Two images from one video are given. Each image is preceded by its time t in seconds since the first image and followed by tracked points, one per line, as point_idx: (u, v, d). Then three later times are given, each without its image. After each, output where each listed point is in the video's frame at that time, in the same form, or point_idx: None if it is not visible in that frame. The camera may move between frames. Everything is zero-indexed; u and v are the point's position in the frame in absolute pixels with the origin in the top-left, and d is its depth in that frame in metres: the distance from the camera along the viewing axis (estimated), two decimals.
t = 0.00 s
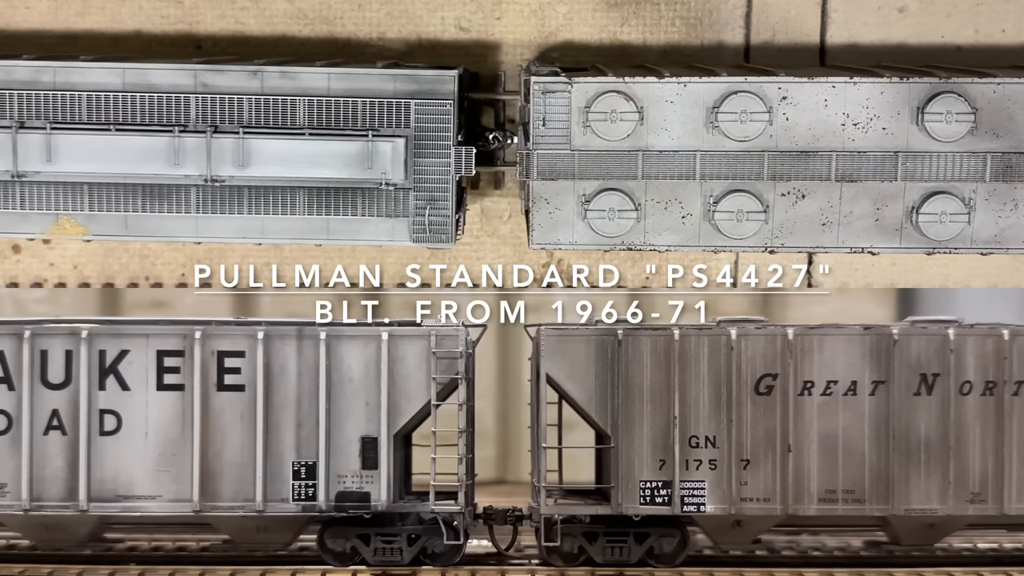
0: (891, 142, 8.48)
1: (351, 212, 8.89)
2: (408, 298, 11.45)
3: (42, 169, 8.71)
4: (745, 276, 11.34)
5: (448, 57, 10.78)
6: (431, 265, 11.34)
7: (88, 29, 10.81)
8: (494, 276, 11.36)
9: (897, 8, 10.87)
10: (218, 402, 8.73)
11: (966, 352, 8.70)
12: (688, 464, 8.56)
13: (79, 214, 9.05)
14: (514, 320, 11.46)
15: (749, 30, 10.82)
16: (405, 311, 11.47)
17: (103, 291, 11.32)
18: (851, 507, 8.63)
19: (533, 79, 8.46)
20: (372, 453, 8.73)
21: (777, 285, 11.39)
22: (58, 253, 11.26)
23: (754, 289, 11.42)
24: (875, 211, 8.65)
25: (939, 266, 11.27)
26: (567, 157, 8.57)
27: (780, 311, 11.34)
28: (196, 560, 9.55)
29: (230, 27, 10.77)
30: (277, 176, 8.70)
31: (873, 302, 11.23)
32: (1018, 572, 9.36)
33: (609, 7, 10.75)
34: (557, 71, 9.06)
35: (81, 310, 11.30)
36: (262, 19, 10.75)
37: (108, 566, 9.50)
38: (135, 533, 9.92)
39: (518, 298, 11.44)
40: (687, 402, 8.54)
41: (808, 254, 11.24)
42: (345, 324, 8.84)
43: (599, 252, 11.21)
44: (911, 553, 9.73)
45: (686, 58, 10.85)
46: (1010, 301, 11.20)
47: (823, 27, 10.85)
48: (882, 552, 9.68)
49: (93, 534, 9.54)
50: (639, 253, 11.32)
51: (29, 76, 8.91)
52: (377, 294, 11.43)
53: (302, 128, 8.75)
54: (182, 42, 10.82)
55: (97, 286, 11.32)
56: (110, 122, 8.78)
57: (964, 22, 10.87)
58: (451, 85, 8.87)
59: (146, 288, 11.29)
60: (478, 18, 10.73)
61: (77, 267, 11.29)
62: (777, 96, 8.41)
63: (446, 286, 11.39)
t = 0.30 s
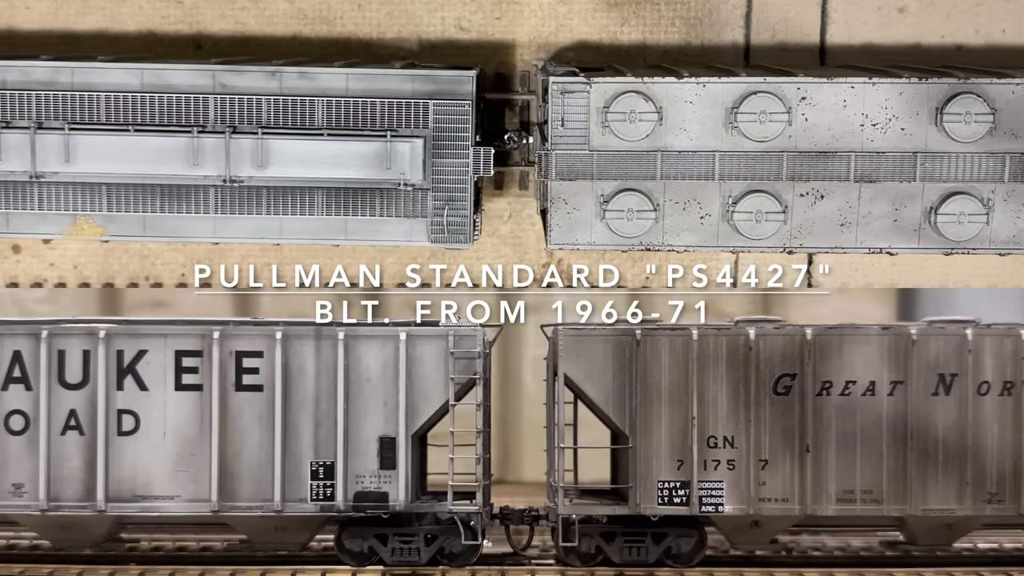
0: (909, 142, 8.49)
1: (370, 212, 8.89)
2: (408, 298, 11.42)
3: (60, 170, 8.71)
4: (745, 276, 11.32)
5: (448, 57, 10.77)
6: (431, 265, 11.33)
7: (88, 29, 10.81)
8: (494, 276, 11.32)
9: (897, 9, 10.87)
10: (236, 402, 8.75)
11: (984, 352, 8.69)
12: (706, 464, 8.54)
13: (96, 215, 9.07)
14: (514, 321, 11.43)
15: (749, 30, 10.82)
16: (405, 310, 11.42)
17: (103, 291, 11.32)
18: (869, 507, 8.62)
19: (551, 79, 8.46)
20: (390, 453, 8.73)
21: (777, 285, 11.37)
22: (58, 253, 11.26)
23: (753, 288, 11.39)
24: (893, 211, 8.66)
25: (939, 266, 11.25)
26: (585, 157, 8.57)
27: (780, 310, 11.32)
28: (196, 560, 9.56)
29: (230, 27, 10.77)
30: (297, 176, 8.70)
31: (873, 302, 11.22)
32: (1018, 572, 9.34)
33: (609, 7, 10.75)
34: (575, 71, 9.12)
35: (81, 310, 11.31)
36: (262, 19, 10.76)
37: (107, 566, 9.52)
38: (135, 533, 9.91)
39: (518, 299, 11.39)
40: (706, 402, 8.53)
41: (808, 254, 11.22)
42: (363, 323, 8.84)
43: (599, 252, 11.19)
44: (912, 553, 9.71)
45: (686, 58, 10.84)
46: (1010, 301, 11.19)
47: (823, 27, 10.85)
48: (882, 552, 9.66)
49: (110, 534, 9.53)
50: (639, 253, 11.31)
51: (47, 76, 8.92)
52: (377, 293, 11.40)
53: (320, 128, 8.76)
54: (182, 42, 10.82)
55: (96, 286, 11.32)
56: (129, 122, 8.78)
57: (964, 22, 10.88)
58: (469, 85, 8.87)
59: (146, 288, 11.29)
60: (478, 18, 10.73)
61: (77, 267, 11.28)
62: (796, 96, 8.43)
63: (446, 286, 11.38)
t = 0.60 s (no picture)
0: (928, 143, 8.50)
1: (388, 213, 8.90)
2: (408, 298, 11.42)
3: (78, 170, 8.73)
4: (745, 276, 11.30)
5: (448, 57, 10.79)
6: (431, 266, 11.30)
7: (88, 29, 10.82)
8: (494, 276, 11.31)
9: (897, 9, 10.87)
10: (255, 401, 8.77)
11: (1002, 352, 8.69)
12: (725, 464, 8.55)
13: (115, 215, 9.06)
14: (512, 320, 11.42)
15: (749, 30, 10.82)
16: (405, 310, 11.42)
17: (103, 291, 11.33)
18: (888, 507, 8.64)
19: (570, 79, 8.43)
20: (408, 453, 8.74)
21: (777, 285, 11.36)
22: (58, 253, 11.26)
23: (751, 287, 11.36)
24: (911, 212, 8.68)
25: (939, 266, 11.24)
26: (604, 157, 8.53)
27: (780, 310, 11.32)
28: (197, 560, 9.61)
29: (231, 27, 10.78)
30: (316, 176, 8.71)
31: (873, 302, 11.23)
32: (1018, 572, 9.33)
33: (609, 7, 10.75)
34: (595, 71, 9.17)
35: (81, 310, 11.32)
36: (263, 19, 10.76)
37: (108, 566, 9.58)
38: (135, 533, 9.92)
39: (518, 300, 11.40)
40: (724, 402, 8.54)
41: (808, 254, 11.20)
42: (382, 323, 8.86)
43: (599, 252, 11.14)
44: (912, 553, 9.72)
45: (686, 58, 10.84)
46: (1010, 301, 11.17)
47: (823, 27, 10.85)
48: (883, 552, 9.66)
49: (127, 534, 9.54)
50: (639, 253, 11.25)
51: (65, 76, 8.93)
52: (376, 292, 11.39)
53: (339, 128, 8.77)
54: (182, 42, 10.83)
55: (96, 286, 11.32)
56: (148, 122, 8.77)
57: (964, 22, 10.88)
58: (488, 85, 8.88)
59: (146, 288, 11.30)
60: (478, 18, 10.73)
61: (77, 267, 11.28)
62: (815, 96, 8.43)
63: (446, 286, 11.38)
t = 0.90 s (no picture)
0: (946, 143, 8.49)
1: (406, 213, 8.90)
2: (409, 298, 11.28)
3: (97, 171, 8.75)
4: (745, 276, 11.18)
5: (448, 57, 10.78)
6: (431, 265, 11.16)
7: (88, 29, 10.82)
8: (494, 276, 11.19)
9: (897, 9, 10.85)
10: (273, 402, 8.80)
11: (1019, 352, 8.67)
12: (743, 464, 8.55)
13: (133, 216, 9.05)
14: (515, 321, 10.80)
15: (749, 30, 10.81)
16: (405, 311, 11.26)
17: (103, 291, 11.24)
18: (906, 507, 8.66)
19: (588, 79, 8.41)
20: (426, 453, 8.73)
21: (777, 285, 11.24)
22: (58, 253, 11.17)
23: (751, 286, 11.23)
24: (929, 212, 8.68)
25: (940, 266, 11.12)
26: (623, 157, 8.51)
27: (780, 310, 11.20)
28: (197, 560, 9.57)
29: (230, 27, 10.76)
30: (334, 176, 8.72)
31: (872, 302, 11.16)
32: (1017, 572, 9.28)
33: (609, 7, 10.73)
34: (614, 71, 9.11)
35: (81, 310, 11.26)
36: (263, 19, 10.75)
37: (108, 566, 9.52)
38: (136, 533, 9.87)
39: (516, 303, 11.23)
40: (742, 402, 8.53)
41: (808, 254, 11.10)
42: (400, 323, 8.88)
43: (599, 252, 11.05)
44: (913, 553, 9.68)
45: (685, 58, 10.83)
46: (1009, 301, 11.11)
47: (823, 27, 10.84)
48: (883, 552, 9.61)
49: (143, 535, 9.52)
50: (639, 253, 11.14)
51: (83, 77, 8.93)
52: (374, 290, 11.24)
53: (358, 128, 8.77)
54: (182, 42, 10.82)
55: (96, 286, 11.22)
56: (165, 123, 8.75)
57: (964, 22, 10.87)
58: (506, 85, 8.87)
59: (146, 288, 11.22)
60: (478, 18, 10.73)
61: (77, 267, 11.19)
62: (834, 96, 8.44)
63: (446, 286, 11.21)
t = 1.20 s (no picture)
0: (963, 143, 8.50)
1: (423, 214, 8.92)
2: (408, 299, 11.09)
3: (114, 171, 8.76)
4: (745, 277, 10.96)
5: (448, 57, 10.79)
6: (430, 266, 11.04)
7: (88, 29, 10.81)
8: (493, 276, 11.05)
9: (897, 8, 10.84)
10: (290, 402, 8.81)
11: None
12: (762, 465, 8.57)
13: (149, 216, 9.06)
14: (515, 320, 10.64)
15: (749, 30, 10.80)
16: (405, 311, 11.06)
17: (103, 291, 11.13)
18: (924, 507, 8.72)
19: (605, 79, 8.40)
20: (444, 452, 8.79)
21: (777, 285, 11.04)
22: (58, 253, 11.06)
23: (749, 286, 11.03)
24: (946, 212, 8.67)
25: (938, 267, 10.96)
26: (640, 157, 8.50)
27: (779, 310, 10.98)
28: (197, 560, 9.57)
29: (231, 27, 10.75)
30: (351, 177, 8.72)
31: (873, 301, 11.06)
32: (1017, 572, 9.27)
33: (609, 7, 10.72)
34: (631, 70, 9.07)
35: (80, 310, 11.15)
36: (263, 19, 10.74)
37: (108, 565, 9.53)
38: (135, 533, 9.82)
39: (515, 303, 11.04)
40: (761, 403, 8.55)
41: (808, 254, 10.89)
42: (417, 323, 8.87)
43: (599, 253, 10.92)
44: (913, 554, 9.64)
45: (684, 58, 10.81)
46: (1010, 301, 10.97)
47: (823, 27, 10.84)
48: (883, 552, 9.58)
49: (159, 535, 9.53)
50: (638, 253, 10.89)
51: (100, 77, 8.92)
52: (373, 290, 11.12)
53: (375, 128, 8.78)
54: (182, 43, 10.81)
55: (96, 286, 11.11)
56: (182, 124, 8.75)
57: (964, 22, 10.87)
58: (522, 85, 8.85)
59: (146, 288, 11.11)
60: (478, 18, 10.74)
61: (77, 267, 11.06)
62: (851, 96, 8.45)
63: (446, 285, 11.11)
